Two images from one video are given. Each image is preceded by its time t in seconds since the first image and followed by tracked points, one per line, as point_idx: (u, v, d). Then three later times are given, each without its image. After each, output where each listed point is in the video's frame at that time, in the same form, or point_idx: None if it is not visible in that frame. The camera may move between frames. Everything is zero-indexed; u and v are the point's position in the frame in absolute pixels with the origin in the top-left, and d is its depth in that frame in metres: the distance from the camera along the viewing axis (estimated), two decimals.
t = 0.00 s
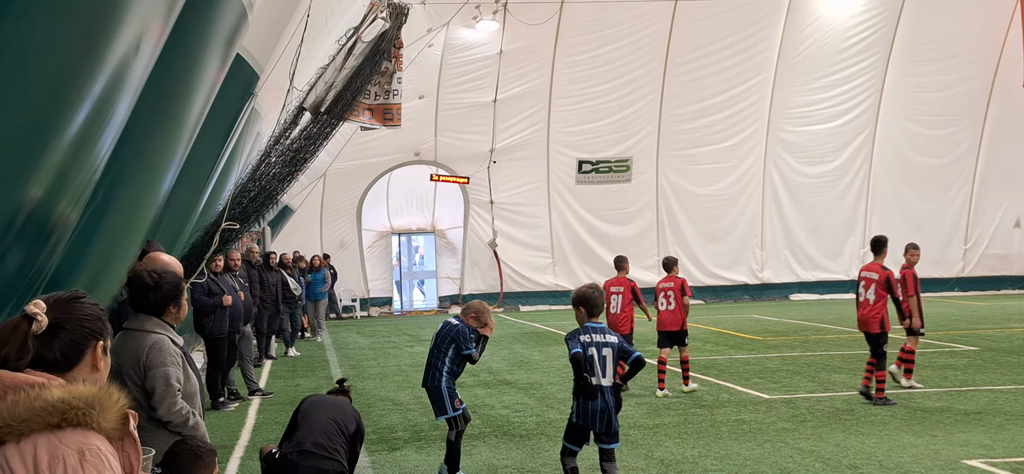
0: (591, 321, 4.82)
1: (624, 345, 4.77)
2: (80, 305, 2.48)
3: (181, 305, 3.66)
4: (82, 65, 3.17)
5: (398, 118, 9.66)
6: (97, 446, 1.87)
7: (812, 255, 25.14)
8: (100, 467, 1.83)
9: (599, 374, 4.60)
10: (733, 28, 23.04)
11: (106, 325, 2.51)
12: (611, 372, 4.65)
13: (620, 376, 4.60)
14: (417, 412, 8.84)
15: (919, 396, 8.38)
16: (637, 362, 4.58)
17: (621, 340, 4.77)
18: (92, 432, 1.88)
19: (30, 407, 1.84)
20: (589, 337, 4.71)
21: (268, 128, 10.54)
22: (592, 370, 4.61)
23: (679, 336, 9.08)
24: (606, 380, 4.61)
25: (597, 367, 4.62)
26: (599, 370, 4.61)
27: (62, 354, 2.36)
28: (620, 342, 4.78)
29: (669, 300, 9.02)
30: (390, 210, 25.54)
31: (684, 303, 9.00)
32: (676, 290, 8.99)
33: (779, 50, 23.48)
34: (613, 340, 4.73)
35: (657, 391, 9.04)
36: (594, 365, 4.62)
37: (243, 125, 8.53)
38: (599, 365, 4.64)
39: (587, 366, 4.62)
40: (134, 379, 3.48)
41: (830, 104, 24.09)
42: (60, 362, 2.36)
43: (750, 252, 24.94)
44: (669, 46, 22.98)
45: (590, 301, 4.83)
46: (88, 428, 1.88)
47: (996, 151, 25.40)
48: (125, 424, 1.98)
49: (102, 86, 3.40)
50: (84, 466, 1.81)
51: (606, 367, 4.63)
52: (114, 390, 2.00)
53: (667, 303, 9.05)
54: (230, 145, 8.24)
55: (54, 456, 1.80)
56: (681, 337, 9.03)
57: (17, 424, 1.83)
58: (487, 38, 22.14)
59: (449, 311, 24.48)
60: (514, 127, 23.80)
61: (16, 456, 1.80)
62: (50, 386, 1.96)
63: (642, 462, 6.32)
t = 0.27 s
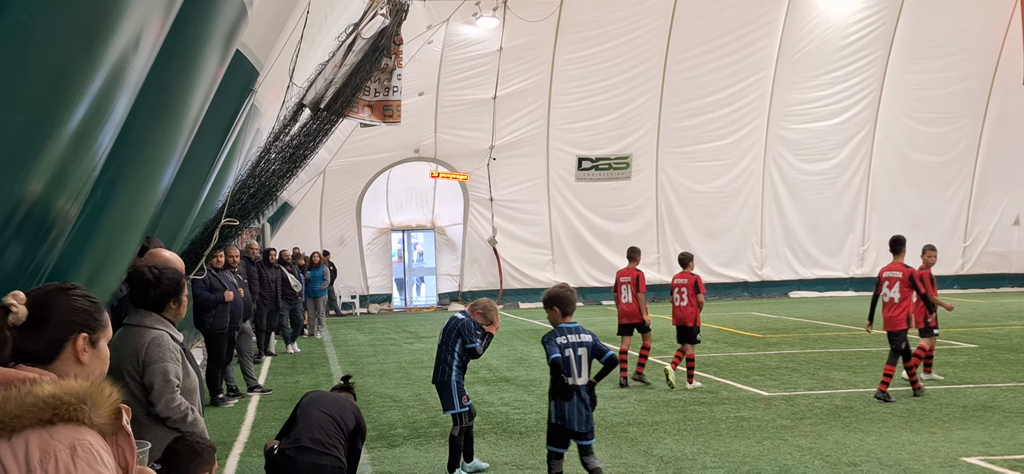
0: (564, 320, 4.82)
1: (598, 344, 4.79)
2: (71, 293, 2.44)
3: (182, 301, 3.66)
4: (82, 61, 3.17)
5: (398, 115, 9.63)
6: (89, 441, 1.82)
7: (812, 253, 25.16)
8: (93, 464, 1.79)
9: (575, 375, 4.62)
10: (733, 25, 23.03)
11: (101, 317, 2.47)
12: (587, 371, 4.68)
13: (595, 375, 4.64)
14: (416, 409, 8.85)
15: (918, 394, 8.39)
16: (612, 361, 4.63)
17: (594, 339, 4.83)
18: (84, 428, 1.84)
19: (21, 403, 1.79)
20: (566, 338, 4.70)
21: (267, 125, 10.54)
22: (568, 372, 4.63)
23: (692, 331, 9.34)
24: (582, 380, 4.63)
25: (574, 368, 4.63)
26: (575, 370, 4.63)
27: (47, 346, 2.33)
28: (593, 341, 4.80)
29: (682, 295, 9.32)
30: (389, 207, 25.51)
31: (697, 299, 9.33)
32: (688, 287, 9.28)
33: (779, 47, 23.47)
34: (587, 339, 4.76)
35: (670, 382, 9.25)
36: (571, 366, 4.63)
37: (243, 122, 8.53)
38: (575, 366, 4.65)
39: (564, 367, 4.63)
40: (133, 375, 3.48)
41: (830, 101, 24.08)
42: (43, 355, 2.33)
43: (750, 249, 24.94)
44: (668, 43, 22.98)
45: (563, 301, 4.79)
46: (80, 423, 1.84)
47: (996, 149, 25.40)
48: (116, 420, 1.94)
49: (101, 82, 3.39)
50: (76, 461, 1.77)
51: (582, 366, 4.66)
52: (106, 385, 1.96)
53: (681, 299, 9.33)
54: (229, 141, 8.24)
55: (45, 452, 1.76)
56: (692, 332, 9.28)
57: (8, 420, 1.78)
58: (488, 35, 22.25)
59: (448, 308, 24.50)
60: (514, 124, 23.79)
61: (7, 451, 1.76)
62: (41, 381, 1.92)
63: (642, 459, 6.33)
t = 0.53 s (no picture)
0: (539, 315, 4.94)
1: (574, 335, 5.00)
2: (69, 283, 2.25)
3: (181, 297, 3.65)
4: (81, 57, 3.15)
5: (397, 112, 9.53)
6: (53, 436, 1.66)
7: (810, 250, 25.18)
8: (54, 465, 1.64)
9: (556, 367, 4.74)
10: (731, 22, 23.04)
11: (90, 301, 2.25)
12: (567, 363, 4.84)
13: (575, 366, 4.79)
14: (414, 406, 8.85)
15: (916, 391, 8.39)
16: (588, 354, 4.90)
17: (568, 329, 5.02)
18: (48, 423, 1.67)
19: None
20: (544, 333, 4.82)
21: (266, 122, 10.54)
22: (549, 365, 4.74)
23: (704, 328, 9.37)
24: (563, 371, 4.78)
25: (554, 361, 4.75)
26: (556, 363, 4.75)
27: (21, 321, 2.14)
28: (569, 331, 5.00)
29: (696, 292, 9.39)
30: (388, 204, 25.47)
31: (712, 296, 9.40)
32: (702, 285, 9.39)
33: (777, 44, 23.48)
34: (564, 331, 4.92)
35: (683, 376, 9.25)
36: (552, 360, 4.74)
37: (242, 118, 8.51)
38: (555, 359, 4.77)
39: (545, 361, 4.74)
40: (133, 371, 3.49)
41: (829, 99, 24.10)
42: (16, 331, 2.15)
43: (748, 246, 24.96)
44: (667, 40, 23.00)
45: (536, 297, 4.92)
46: (43, 419, 1.67)
47: (994, 147, 25.42)
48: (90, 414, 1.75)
49: (101, 78, 3.37)
50: (36, 460, 1.63)
51: (562, 359, 4.81)
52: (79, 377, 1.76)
53: (694, 296, 9.40)
54: (228, 138, 8.23)
55: (6, 449, 1.62)
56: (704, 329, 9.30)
57: None
58: (487, 32, 22.29)
59: (447, 305, 24.50)
60: (513, 121, 23.78)
61: None
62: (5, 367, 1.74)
63: (640, 456, 6.33)
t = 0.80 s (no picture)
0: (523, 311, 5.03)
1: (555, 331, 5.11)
2: (60, 279, 2.19)
3: (178, 293, 3.64)
4: (79, 52, 3.13)
5: (395, 108, 9.59)
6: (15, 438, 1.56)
7: (808, 247, 25.18)
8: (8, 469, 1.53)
9: (545, 361, 4.81)
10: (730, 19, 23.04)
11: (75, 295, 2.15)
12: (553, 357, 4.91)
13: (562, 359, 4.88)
14: (412, 402, 8.85)
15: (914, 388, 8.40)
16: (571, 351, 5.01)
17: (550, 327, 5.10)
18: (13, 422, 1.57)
19: None
20: (532, 327, 4.89)
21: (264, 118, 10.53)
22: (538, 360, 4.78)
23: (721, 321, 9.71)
24: (551, 365, 4.85)
25: (543, 356, 4.81)
26: (543, 357, 4.79)
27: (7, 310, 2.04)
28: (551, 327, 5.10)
29: (712, 287, 9.68)
30: (386, 200, 25.41)
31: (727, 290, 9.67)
32: (718, 279, 9.66)
33: (776, 40, 23.47)
34: (548, 326, 5.01)
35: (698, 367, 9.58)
36: (541, 354, 4.79)
37: (240, 114, 8.49)
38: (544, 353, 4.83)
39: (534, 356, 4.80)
40: (131, 368, 3.48)
41: (827, 96, 24.11)
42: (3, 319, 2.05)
43: (746, 243, 24.96)
44: (665, 36, 23.00)
45: (520, 294, 5.02)
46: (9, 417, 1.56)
47: (992, 144, 25.42)
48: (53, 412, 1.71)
49: (100, 73, 3.36)
50: None
51: (547, 353, 4.86)
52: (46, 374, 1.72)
53: (711, 290, 9.72)
54: (227, 134, 8.23)
55: None
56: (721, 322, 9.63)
57: None
58: (485, 29, 22.27)
59: (444, 302, 24.47)
60: (511, 117, 23.76)
61: None
62: None
63: (637, 453, 6.33)
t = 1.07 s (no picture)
0: (508, 309, 5.04)
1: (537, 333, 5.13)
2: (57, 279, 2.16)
3: (178, 290, 3.63)
4: (77, 49, 3.12)
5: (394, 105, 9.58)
6: None
7: (806, 245, 25.20)
8: None
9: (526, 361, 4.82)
10: (729, 17, 23.01)
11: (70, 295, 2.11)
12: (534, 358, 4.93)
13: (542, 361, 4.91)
14: (411, 399, 8.84)
15: (912, 386, 8.41)
16: (551, 353, 5.01)
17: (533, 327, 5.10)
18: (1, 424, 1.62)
19: None
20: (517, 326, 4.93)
21: (263, 115, 10.53)
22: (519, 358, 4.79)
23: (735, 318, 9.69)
24: (531, 365, 4.86)
25: (524, 356, 4.83)
26: (523, 358, 4.80)
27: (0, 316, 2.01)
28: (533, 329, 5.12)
29: (725, 285, 9.63)
30: (384, 197, 25.37)
31: (739, 289, 9.53)
32: (729, 277, 9.59)
33: (775, 37, 23.45)
34: (532, 327, 5.04)
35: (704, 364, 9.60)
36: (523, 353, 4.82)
37: (239, 111, 8.47)
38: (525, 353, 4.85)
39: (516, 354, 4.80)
40: (130, 365, 3.48)
41: (825, 93, 24.12)
42: None
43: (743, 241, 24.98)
44: (664, 34, 22.97)
45: (508, 292, 5.03)
46: None
47: (990, 143, 25.43)
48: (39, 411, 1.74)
49: (98, 70, 3.35)
50: None
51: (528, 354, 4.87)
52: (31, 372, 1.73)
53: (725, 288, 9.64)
54: (225, 131, 8.22)
55: None
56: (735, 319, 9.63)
57: None
58: (484, 26, 22.25)
59: (442, 299, 24.48)
60: (510, 114, 23.74)
61: None
62: None
63: (636, 451, 6.33)
